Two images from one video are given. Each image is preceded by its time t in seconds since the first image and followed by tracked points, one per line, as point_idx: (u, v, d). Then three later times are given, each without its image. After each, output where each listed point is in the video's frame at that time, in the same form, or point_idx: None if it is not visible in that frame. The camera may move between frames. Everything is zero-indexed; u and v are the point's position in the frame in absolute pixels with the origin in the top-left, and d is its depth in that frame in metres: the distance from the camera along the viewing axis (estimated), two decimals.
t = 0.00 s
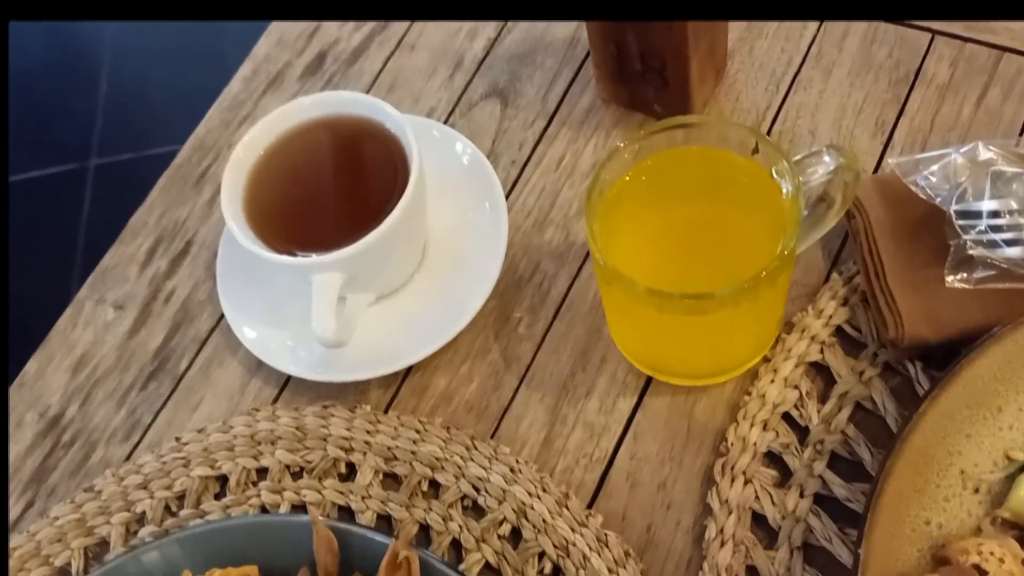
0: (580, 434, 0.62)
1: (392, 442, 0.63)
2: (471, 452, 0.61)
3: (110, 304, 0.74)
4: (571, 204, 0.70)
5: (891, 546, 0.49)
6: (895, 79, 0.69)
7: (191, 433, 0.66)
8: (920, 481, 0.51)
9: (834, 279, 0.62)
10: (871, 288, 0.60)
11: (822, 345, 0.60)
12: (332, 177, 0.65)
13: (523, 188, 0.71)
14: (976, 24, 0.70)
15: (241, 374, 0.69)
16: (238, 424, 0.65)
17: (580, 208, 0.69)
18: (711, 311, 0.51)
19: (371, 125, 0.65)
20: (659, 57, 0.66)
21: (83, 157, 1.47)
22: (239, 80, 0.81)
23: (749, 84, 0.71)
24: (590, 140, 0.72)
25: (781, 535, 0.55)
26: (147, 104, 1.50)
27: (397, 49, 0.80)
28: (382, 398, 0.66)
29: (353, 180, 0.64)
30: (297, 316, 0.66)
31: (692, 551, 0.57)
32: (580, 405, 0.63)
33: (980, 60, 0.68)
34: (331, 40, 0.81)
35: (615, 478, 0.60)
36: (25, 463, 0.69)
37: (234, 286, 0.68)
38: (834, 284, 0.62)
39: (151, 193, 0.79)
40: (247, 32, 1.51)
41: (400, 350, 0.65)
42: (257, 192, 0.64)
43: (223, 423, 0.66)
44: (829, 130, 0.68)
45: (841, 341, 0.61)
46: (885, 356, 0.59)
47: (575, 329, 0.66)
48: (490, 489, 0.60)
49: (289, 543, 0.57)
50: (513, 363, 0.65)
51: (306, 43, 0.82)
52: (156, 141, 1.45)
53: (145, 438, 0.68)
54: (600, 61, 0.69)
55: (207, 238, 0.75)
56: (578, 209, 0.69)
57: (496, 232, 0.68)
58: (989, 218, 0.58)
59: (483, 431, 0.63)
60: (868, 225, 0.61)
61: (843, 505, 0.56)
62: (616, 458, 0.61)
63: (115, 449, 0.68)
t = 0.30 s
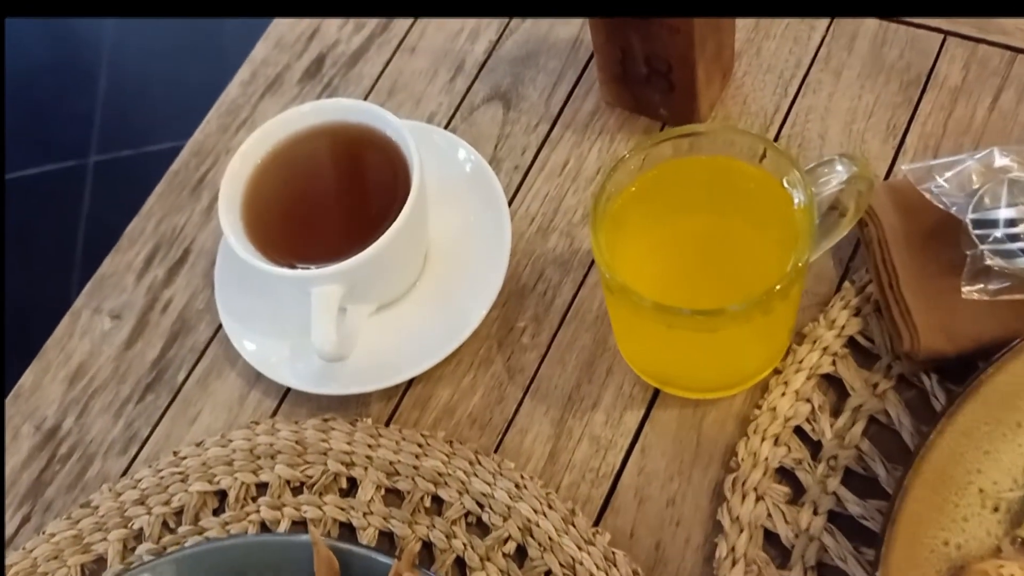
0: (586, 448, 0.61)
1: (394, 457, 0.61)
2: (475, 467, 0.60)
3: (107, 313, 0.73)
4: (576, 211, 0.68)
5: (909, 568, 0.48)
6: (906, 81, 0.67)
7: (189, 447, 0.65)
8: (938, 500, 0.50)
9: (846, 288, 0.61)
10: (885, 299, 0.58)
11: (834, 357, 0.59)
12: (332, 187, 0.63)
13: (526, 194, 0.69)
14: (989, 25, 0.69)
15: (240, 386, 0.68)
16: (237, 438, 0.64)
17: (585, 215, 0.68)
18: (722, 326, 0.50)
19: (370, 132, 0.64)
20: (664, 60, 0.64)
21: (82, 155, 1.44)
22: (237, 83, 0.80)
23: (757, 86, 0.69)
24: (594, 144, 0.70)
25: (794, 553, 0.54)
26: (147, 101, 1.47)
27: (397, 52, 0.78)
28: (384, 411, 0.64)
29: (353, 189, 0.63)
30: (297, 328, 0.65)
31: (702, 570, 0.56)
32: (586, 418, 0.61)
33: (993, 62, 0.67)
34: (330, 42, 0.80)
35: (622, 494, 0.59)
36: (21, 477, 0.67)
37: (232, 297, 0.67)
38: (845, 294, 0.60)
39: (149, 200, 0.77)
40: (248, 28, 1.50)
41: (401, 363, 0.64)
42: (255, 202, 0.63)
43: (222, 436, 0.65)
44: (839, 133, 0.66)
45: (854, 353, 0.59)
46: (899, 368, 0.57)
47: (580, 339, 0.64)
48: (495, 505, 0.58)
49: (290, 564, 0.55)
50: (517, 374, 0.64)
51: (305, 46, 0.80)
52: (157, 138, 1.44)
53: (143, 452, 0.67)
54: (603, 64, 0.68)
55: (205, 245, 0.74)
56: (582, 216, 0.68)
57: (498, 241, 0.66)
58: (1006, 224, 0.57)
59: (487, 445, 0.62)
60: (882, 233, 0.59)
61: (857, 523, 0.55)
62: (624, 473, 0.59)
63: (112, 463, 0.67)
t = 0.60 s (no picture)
0: (598, 469, 0.56)
1: (390, 478, 0.57)
2: (477, 490, 0.55)
3: (84, 320, 0.68)
4: (585, 210, 0.63)
5: None
6: (942, 70, 0.62)
7: (170, 466, 0.60)
8: (984, 529, 0.45)
9: (881, 295, 0.56)
10: (926, 309, 0.54)
11: (868, 370, 0.54)
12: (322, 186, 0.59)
13: (532, 192, 0.65)
14: None
15: (225, 399, 0.63)
16: (222, 457, 0.59)
17: (594, 215, 0.63)
18: (751, 344, 0.46)
19: (364, 126, 0.59)
20: (681, 48, 0.59)
21: (76, 145, 1.39)
22: (222, 73, 0.75)
23: (781, 75, 0.64)
24: (605, 139, 0.65)
25: None
26: (140, 87, 1.41)
27: (394, 39, 0.73)
28: (380, 427, 0.60)
29: (347, 188, 0.58)
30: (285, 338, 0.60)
31: None
32: (597, 436, 0.57)
33: None
34: (321, 29, 0.75)
35: (637, 519, 0.54)
36: None
37: (217, 305, 0.62)
38: (880, 301, 0.56)
39: (129, 198, 0.72)
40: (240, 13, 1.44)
41: (398, 376, 0.59)
42: (239, 203, 0.58)
43: (205, 455, 0.60)
44: (870, 126, 0.61)
45: (890, 366, 0.54)
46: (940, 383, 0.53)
47: (590, 350, 0.59)
48: (499, 532, 0.54)
49: None
50: (522, 387, 0.59)
51: (295, 33, 0.75)
52: (149, 129, 1.38)
53: (121, 471, 0.62)
54: (614, 52, 0.63)
55: (189, 247, 0.69)
56: (592, 215, 0.63)
57: (502, 244, 0.61)
58: None
59: (491, 465, 0.57)
60: (920, 237, 0.54)
61: (895, 553, 0.50)
62: (639, 496, 0.55)
63: (89, 483, 0.62)
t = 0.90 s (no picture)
0: (606, 491, 0.51)
1: (379, 501, 0.52)
2: (475, 515, 0.51)
3: (51, 325, 0.63)
4: (592, 208, 0.59)
5: None
6: (980, 56, 0.57)
7: (142, 486, 0.55)
8: None
9: (916, 303, 0.51)
10: (967, 318, 0.49)
11: (904, 386, 0.49)
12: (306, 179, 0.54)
13: (534, 187, 0.60)
14: None
15: (203, 412, 0.58)
16: (198, 476, 0.54)
17: (602, 213, 0.58)
18: (782, 363, 0.41)
19: (352, 118, 0.54)
20: (699, 32, 0.54)
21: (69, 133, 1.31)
22: (202, 58, 0.70)
23: (804, 61, 0.59)
24: (613, 130, 0.60)
25: None
26: (132, 71, 1.32)
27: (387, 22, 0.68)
28: (369, 443, 0.55)
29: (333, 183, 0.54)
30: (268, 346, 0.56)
31: None
32: (605, 455, 0.52)
33: None
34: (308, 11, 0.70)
35: (649, 547, 0.50)
36: None
37: (197, 309, 0.57)
38: (915, 309, 0.51)
39: (101, 193, 0.67)
40: None
41: (389, 389, 0.54)
42: (214, 202, 0.53)
43: (179, 473, 0.55)
44: (902, 118, 0.57)
45: (926, 381, 0.50)
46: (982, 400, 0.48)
47: (597, 360, 0.55)
48: (499, 561, 0.49)
49: None
50: (524, 401, 0.54)
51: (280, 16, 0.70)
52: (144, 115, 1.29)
53: (90, 490, 0.57)
54: (625, 37, 0.58)
55: (166, 246, 0.64)
56: (600, 214, 0.58)
57: (502, 244, 0.56)
58: None
59: (489, 485, 0.53)
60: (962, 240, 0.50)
61: None
62: (651, 522, 0.50)
63: (55, 503, 0.57)
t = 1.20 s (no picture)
0: (604, 509, 0.48)
1: (363, 519, 0.49)
2: (465, 535, 0.48)
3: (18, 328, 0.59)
4: (590, 207, 0.55)
5: None
6: (1001, 47, 0.54)
7: (111, 501, 0.52)
8: None
9: (935, 311, 0.48)
10: (990, 328, 0.46)
11: (922, 401, 0.46)
12: (284, 177, 0.50)
13: (530, 184, 0.57)
14: None
15: (178, 422, 0.55)
16: (170, 491, 0.51)
17: (601, 212, 0.55)
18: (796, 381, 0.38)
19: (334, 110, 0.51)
20: (704, 20, 0.51)
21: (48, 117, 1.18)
22: (180, 45, 0.66)
23: (816, 52, 0.56)
24: (613, 124, 0.57)
25: None
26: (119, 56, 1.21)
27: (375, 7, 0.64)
28: (353, 456, 0.52)
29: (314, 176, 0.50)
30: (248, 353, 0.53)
31: None
32: (604, 471, 0.49)
33: None
34: None
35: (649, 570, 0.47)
36: None
37: (172, 315, 0.54)
38: (934, 318, 0.48)
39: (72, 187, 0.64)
40: None
41: (376, 397, 0.51)
42: (188, 202, 0.50)
43: (151, 488, 0.52)
44: (918, 114, 0.53)
45: (946, 394, 0.47)
46: (1005, 416, 0.45)
47: (596, 369, 0.52)
48: None
49: None
50: (517, 412, 0.51)
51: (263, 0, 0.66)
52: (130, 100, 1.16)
53: (57, 505, 0.54)
54: (626, 26, 0.54)
55: (140, 245, 0.61)
56: (599, 213, 0.55)
57: (495, 244, 0.53)
58: None
59: (480, 502, 0.50)
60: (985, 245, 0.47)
61: None
62: (652, 544, 0.47)
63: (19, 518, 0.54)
